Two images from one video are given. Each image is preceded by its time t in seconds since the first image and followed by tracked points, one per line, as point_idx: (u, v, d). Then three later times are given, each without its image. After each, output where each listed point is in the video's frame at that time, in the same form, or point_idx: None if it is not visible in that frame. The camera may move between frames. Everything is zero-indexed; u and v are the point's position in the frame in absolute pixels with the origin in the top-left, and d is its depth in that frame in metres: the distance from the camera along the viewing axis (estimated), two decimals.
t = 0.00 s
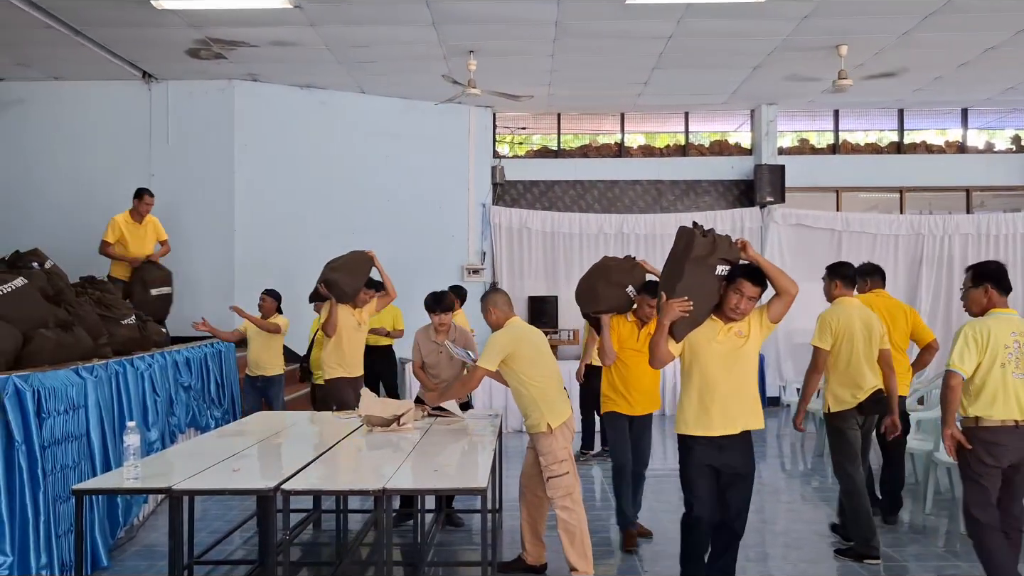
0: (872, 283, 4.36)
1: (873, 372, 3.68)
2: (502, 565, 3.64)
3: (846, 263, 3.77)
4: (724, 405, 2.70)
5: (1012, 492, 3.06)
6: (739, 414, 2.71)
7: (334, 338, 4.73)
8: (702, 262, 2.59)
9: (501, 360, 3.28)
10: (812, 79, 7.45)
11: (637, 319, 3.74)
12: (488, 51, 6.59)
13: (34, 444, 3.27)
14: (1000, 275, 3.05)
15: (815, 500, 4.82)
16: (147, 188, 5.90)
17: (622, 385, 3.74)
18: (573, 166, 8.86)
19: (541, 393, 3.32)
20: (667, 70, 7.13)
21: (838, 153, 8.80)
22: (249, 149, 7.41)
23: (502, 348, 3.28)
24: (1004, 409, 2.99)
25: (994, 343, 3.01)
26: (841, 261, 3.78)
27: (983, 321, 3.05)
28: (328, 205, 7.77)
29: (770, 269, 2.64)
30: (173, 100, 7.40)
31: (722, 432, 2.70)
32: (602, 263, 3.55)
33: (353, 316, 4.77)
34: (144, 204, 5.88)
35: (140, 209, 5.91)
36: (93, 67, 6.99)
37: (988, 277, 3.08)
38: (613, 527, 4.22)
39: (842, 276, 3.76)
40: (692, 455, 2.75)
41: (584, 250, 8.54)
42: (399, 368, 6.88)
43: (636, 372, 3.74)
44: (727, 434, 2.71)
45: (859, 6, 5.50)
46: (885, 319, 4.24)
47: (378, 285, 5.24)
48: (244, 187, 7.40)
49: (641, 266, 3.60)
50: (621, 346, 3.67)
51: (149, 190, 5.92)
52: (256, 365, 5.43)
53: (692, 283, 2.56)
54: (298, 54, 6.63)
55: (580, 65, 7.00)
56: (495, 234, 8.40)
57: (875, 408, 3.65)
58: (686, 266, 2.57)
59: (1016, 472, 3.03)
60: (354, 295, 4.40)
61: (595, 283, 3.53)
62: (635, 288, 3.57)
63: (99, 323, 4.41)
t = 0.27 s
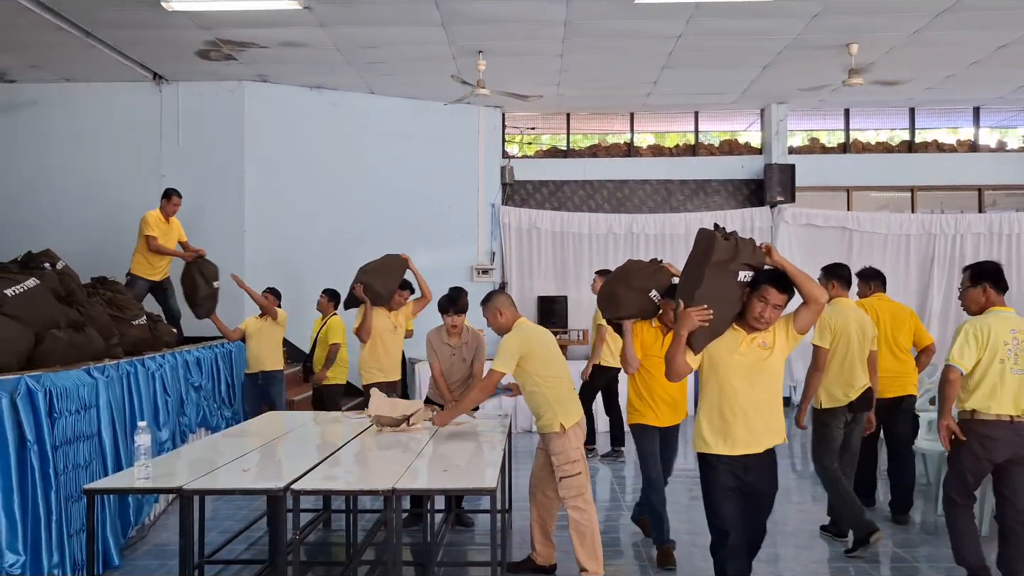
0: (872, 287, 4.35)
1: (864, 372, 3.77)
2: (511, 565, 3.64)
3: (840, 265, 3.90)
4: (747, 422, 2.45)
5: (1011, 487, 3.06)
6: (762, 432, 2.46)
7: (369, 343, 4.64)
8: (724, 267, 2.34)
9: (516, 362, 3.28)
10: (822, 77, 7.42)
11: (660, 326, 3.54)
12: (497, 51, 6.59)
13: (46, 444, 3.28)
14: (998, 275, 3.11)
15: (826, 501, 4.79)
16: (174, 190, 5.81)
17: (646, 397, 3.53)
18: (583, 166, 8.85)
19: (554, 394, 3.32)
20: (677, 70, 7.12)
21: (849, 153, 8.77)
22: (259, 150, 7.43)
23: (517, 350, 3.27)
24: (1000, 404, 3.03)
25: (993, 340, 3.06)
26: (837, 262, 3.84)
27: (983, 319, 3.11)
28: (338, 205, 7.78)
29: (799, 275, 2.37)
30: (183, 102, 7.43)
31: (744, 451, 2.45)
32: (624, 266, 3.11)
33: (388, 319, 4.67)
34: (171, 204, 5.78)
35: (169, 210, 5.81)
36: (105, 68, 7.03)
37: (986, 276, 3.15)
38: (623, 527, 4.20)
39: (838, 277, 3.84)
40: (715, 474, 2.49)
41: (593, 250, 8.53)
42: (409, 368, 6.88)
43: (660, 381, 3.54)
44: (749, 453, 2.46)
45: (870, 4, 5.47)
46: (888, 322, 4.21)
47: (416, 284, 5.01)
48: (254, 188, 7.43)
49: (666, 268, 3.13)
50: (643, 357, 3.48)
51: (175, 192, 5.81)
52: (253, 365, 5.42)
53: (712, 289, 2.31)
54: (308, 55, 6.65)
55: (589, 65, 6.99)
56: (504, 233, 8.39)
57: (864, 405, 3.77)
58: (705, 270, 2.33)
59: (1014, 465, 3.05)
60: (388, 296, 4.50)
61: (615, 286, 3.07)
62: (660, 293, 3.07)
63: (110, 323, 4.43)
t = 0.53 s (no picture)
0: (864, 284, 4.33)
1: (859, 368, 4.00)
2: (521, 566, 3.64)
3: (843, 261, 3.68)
4: (768, 422, 2.29)
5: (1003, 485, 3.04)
6: (785, 435, 2.29)
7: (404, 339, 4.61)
8: (750, 257, 2.17)
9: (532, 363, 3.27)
10: (832, 77, 7.39)
11: (684, 322, 3.43)
12: (506, 51, 6.59)
13: (57, 443, 3.30)
14: (982, 280, 3.11)
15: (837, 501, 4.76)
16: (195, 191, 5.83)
17: (667, 395, 3.43)
18: (592, 166, 8.84)
19: (568, 393, 3.31)
20: (686, 69, 7.11)
21: (859, 152, 8.73)
22: (269, 150, 7.45)
23: (534, 350, 3.26)
24: (988, 404, 3.04)
25: (979, 343, 3.07)
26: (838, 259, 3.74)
27: (968, 322, 3.12)
28: (347, 205, 7.80)
29: (830, 266, 2.18)
30: (193, 102, 7.46)
31: (764, 455, 2.29)
32: (650, 259, 2.89)
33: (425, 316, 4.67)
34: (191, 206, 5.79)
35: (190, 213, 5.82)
36: (116, 70, 7.06)
37: (970, 281, 3.15)
38: (632, 528, 4.19)
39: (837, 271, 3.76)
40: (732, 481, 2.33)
41: (602, 250, 8.52)
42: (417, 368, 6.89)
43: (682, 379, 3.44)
44: (770, 458, 2.30)
45: (880, 3, 5.46)
46: (884, 321, 4.23)
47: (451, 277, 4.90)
48: (263, 188, 7.45)
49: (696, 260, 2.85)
50: (665, 353, 3.40)
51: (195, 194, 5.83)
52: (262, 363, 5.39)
53: (737, 281, 2.15)
54: (317, 55, 6.66)
55: (598, 65, 6.98)
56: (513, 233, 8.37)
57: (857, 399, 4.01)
58: (731, 260, 2.17)
59: (1003, 462, 3.05)
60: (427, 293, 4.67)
61: (638, 279, 2.86)
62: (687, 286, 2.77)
63: (121, 323, 4.45)
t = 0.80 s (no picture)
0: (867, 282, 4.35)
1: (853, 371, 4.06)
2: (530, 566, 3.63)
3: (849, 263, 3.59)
4: (809, 444, 1.98)
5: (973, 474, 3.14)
6: (829, 456, 1.98)
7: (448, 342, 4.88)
8: (788, 260, 1.94)
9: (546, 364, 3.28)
10: (842, 76, 7.37)
11: (713, 329, 3.22)
12: (515, 52, 6.59)
13: (69, 443, 3.32)
14: (957, 280, 3.17)
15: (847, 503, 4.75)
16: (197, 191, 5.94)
17: (693, 406, 3.25)
18: (601, 166, 8.84)
19: (579, 394, 3.32)
20: (696, 69, 7.10)
21: (869, 152, 8.70)
22: (278, 151, 7.48)
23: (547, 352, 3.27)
24: (965, 398, 3.09)
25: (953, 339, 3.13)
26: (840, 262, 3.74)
27: (942, 321, 3.18)
28: (356, 206, 7.81)
29: (876, 268, 1.91)
30: (203, 104, 7.49)
31: (806, 478, 1.98)
32: (677, 261, 2.74)
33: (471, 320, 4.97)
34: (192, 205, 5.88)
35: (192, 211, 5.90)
36: (127, 71, 7.10)
37: (946, 280, 3.21)
38: (641, 529, 4.18)
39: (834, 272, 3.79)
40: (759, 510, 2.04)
41: (611, 251, 8.53)
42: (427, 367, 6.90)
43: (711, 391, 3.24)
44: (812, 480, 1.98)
45: (891, 2, 5.44)
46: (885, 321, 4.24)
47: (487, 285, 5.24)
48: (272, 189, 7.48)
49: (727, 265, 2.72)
50: (692, 362, 3.22)
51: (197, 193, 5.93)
52: (275, 366, 5.40)
53: (777, 286, 1.92)
54: (326, 56, 6.67)
55: (607, 65, 6.97)
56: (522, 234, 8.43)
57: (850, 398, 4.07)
58: (768, 263, 1.94)
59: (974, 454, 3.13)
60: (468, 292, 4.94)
61: (668, 281, 2.69)
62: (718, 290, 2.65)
63: (132, 324, 4.47)
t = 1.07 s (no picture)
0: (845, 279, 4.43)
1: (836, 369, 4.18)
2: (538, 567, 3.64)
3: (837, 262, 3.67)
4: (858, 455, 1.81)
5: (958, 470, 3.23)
6: (880, 464, 1.81)
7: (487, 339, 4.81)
8: (826, 246, 1.67)
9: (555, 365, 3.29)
10: (851, 76, 7.35)
11: (747, 326, 2.98)
12: (523, 52, 6.59)
13: (79, 443, 3.34)
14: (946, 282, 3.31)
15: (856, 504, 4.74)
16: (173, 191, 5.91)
17: (728, 410, 2.99)
18: (609, 166, 8.84)
19: (586, 395, 3.32)
20: (704, 69, 7.09)
21: (879, 152, 8.68)
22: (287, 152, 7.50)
23: (556, 352, 3.28)
24: (954, 396, 3.20)
25: (940, 339, 3.28)
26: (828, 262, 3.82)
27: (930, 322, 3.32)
28: (364, 206, 7.83)
29: (925, 253, 1.71)
30: (212, 105, 7.51)
31: (855, 488, 1.81)
32: (704, 255, 2.66)
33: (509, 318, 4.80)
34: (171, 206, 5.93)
35: (172, 213, 5.94)
36: (136, 73, 7.12)
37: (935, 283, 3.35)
38: (650, 530, 4.18)
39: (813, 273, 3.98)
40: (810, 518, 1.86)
41: (620, 251, 8.53)
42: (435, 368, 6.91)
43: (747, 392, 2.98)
44: (862, 491, 1.82)
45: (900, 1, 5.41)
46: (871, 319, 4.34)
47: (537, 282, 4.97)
48: (281, 189, 7.50)
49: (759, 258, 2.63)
50: (724, 362, 2.98)
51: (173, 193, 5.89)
52: (289, 371, 5.41)
53: (813, 276, 1.65)
54: (335, 57, 6.69)
55: (616, 65, 6.97)
56: (530, 235, 8.43)
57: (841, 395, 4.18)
58: (802, 249, 1.66)
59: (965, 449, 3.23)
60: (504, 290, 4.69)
61: (694, 278, 2.61)
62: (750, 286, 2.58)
63: (142, 324, 4.49)
